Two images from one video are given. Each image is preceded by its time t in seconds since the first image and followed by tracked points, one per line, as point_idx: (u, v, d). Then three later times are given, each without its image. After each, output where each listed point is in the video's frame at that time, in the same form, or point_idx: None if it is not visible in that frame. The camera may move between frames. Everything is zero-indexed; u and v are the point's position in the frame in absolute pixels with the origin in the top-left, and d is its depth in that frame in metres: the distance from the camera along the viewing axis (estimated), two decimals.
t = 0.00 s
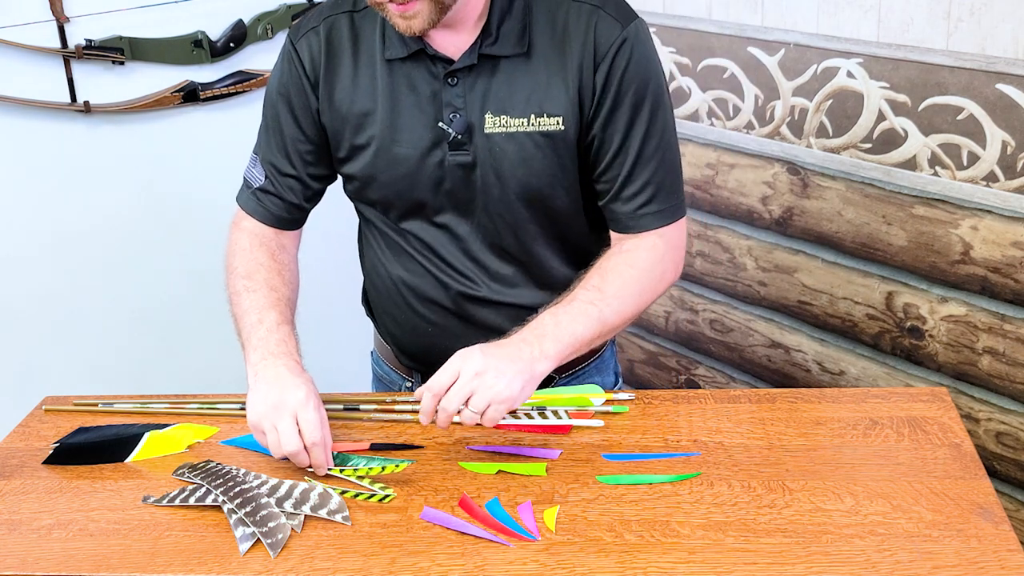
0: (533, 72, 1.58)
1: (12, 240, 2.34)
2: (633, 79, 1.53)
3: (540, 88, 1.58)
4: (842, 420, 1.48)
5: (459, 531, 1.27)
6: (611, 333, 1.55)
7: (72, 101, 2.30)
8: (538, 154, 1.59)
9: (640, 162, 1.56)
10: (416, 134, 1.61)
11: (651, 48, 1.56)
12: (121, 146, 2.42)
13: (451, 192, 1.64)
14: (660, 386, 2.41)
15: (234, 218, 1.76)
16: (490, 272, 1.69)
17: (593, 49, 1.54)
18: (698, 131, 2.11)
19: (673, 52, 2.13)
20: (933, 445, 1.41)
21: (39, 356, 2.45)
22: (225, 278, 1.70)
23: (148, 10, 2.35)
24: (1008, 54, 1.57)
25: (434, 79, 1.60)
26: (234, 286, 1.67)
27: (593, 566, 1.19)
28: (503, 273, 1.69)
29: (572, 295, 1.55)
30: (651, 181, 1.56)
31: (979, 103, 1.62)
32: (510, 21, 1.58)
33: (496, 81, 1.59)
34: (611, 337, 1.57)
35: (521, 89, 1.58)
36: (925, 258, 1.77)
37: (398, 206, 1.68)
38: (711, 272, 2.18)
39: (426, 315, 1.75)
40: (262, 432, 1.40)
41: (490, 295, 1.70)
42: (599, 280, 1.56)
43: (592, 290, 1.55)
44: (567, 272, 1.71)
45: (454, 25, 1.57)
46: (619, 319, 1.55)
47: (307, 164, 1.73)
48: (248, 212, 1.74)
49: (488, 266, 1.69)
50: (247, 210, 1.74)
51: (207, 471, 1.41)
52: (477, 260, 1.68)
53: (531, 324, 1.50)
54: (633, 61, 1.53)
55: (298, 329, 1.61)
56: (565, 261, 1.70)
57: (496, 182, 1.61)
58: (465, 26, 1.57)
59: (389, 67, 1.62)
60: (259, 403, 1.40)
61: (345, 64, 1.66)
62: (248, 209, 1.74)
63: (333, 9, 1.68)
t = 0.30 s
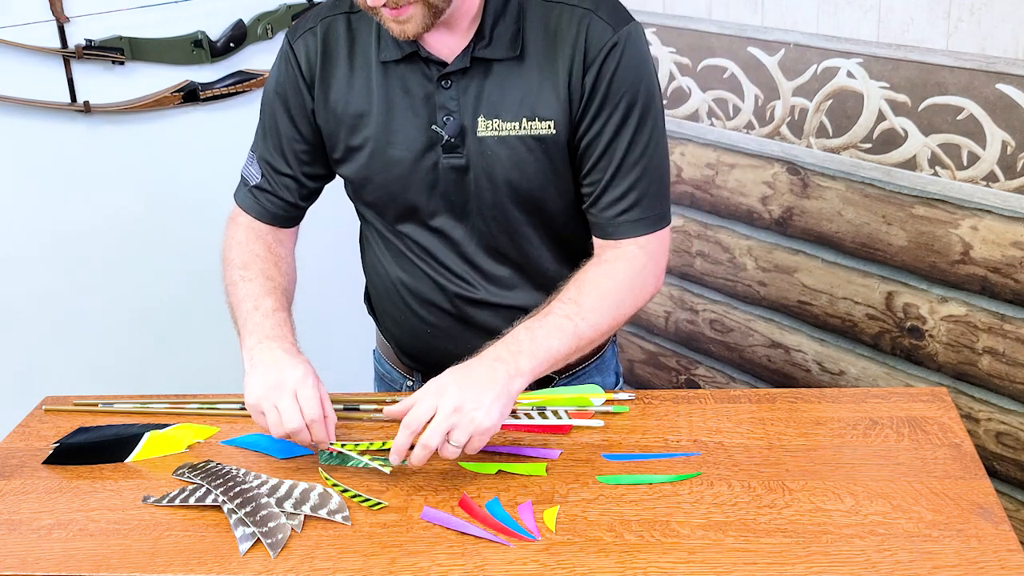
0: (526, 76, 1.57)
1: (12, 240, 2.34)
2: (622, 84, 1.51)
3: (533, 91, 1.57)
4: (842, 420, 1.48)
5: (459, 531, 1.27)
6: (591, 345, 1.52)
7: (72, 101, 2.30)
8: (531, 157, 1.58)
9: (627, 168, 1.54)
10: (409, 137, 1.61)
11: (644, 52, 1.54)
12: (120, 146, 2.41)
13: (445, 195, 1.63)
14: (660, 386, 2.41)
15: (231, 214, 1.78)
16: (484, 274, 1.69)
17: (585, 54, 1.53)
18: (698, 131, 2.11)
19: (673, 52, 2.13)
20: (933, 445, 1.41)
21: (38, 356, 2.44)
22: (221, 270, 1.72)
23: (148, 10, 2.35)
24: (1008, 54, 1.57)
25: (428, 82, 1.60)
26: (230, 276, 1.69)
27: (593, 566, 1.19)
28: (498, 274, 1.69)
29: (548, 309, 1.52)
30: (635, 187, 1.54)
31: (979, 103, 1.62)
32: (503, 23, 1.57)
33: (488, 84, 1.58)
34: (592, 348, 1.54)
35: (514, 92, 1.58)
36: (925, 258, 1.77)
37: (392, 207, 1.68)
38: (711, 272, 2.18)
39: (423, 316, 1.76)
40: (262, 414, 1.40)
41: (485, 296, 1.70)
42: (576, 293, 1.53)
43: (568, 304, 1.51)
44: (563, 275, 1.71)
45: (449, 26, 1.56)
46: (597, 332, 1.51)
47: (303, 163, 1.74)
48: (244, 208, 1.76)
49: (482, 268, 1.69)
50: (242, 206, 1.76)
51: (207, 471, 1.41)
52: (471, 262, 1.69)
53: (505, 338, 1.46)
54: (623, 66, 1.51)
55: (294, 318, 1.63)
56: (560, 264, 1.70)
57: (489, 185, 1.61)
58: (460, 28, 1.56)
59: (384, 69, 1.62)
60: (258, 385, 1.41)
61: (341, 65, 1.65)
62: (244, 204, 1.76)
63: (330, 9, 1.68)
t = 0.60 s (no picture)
0: (525, 78, 1.57)
1: (12, 240, 2.34)
2: (622, 89, 1.51)
3: (532, 94, 1.57)
4: (842, 420, 1.48)
5: (459, 531, 1.27)
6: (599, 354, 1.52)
7: (72, 101, 2.30)
8: (528, 160, 1.58)
9: (627, 173, 1.54)
10: (406, 138, 1.61)
11: (644, 57, 1.53)
12: (121, 146, 2.41)
13: (441, 196, 1.63)
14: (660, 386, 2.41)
15: (226, 208, 1.79)
16: (480, 275, 1.69)
17: (584, 57, 1.53)
18: (698, 131, 2.11)
19: (673, 52, 2.13)
20: (933, 445, 1.41)
21: (39, 356, 2.44)
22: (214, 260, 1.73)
23: (148, 10, 2.35)
24: (1008, 54, 1.57)
25: (426, 83, 1.60)
26: (224, 266, 1.70)
27: (593, 565, 1.19)
28: (493, 276, 1.69)
29: (564, 316, 1.50)
30: (636, 192, 1.54)
31: (979, 103, 1.62)
32: (503, 25, 1.56)
33: (487, 86, 1.58)
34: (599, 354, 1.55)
35: (512, 95, 1.57)
36: (925, 258, 1.77)
37: (388, 208, 1.68)
38: (711, 272, 2.18)
39: (418, 317, 1.76)
40: (267, 398, 1.42)
41: (479, 297, 1.70)
42: (591, 301, 1.52)
43: (584, 312, 1.51)
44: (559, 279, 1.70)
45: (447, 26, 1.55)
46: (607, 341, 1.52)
47: (298, 162, 1.74)
48: (239, 203, 1.77)
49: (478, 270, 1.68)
50: (236, 199, 1.77)
51: (206, 471, 1.41)
52: (467, 264, 1.68)
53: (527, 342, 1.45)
54: (623, 71, 1.51)
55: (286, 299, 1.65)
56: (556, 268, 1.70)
57: (485, 187, 1.60)
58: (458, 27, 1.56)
59: (382, 69, 1.62)
60: (257, 369, 1.42)
61: (340, 65, 1.65)
62: (239, 199, 1.77)
63: (330, 9, 1.68)
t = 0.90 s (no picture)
0: (526, 76, 1.57)
1: (11, 240, 2.34)
2: (624, 87, 1.52)
3: (533, 92, 1.57)
4: (842, 420, 1.48)
5: (459, 531, 1.27)
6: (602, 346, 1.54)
7: (72, 101, 2.30)
8: (528, 158, 1.58)
9: (630, 171, 1.55)
10: (407, 136, 1.61)
11: (645, 55, 1.54)
12: (120, 146, 2.41)
13: (441, 195, 1.63)
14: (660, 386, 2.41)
15: (228, 207, 1.80)
16: (479, 274, 1.69)
17: (586, 56, 1.53)
18: (698, 131, 2.11)
19: (673, 52, 2.13)
20: (933, 445, 1.41)
21: (38, 356, 2.44)
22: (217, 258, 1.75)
23: (148, 10, 2.35)
24: (1008, 54, 1.57)
25: (427, 81, 1.60)
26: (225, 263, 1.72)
27: (593, 566, 1.19)
28: (493, 275, 1.69)
29: (570, 311, 1.51)
30: (639, 190, 1.55)
31: (979, 103, 1.62)
32: (504, 23, 1.57)
33: (488, 84, 1.58)
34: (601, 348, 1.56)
35: (514, 93, 1.57)
36: (925, 258, 1.77)
37: (388, 206, 1.68)
38: (711, 272, 2.18)
39: (417, 315, 1.76)
40: (272, 394, 1.42)
41: (478, 296, 1.70)
42: (595, 296, 1.53)
43: (588, 307, 1.52)
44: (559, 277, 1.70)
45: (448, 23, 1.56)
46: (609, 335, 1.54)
47: (298, 161, 1.74)
48: (240, 202, 1.78)
49: (477, 268, 1.68)
50: (237, 197, 1.78)
51: (206, 471, 1.41)
52: (466, 263, 1.68)
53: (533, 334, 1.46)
54: (625, 69, 1.52)
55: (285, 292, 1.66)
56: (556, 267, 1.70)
57: (486, 185, 1.60)
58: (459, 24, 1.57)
59: (383, 67, 1.62)
60: (260, 367, 1.43)
61: (340, 63, 1.65)
62: (240, 199, 1.77)
63: (330, 7, 1.68)
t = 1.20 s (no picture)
0: (529, 69, 1.58)
1: (11, 240, 2.34)
2: (630, 77, 1.53)
3: (536, 85, 1.57)
4: (842, 420, 1.48)
5: (459, 531, 1.27)
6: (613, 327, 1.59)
7: (72, 101, 2.31)
8: (533, 151, 1.58)
9: (640, 162, 1.57)
10: (410, 131, 1.61)
11: (648, 47, 1.56)
12: (120, 146, 2.41)
13: (445, 190, 1.63)
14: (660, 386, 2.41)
15: (237, 209, 1.81)
16: (483, 270, 1.68)
17: (589, 48, 1.54)
18: (698, 131, 2.11)
19: (673, 52, 2.13)
20: (933, 445, 1.41)
21: (38, 356, 2.44)
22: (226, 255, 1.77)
23: (148, 10, 2.36)
24: (1008, 54, 1.56)
25: (429, 76, 1.60)
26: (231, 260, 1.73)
27: (593, 566, 1.19)
28: (497, 271, 1.68)
29: (584, 291, 1.56)
30: (650, 180, 1.58)
31: (979, 103, 1.62)
32: (505, 18, 1.57)
33: (491, 78, 1.59)
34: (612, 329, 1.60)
35: (517, 86, 1.58)
36: (925, 258, 1.77)
37: (391, 203, 1.67)
38: (711, 272, 2.18)
39: (419, 315, 1.75)
40: (304, 376, 1.46)
41: (482, 293, 1.69)
42: (608, 278, 1.59)
43: (601, 287, 1.57)
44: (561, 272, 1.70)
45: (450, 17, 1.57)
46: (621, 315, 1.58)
47: (302, 161, 1.74)
48: (247, 205, 1.78)
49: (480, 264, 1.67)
50: (243, 200, 1.79)
51: (206, 472, 1.41)
52: (470, 259, 1.68)
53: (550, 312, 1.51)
54: (630, 60, 1.53)
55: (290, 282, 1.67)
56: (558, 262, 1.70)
57: (490, 179, 1.60)
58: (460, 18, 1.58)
59: (385, 63, 1.62)
60: (286, 355, 1.47)
61: (341, 60, 1.65)
62: (246, 202, 1.78)
63: (330, 7, 1.68)
